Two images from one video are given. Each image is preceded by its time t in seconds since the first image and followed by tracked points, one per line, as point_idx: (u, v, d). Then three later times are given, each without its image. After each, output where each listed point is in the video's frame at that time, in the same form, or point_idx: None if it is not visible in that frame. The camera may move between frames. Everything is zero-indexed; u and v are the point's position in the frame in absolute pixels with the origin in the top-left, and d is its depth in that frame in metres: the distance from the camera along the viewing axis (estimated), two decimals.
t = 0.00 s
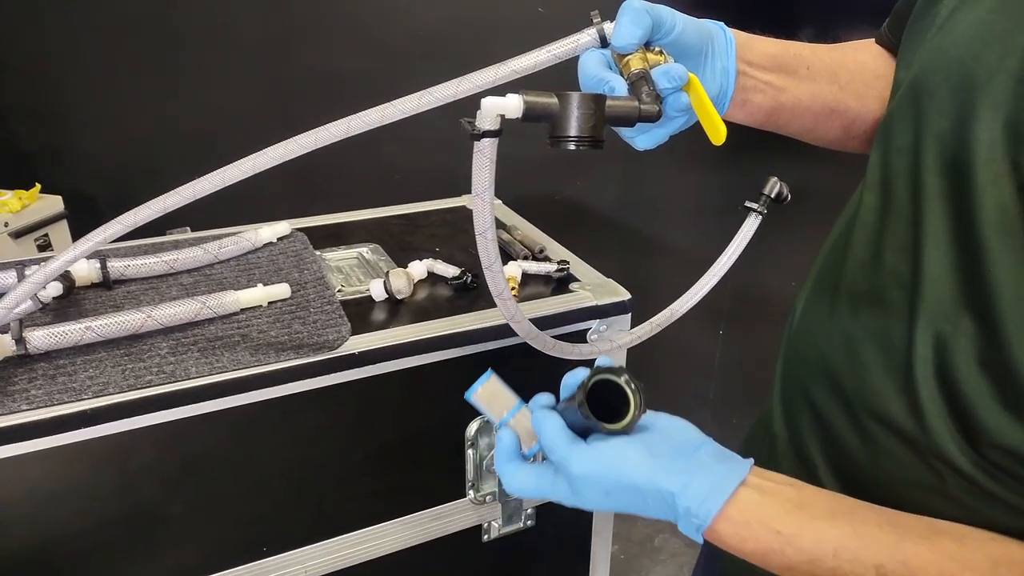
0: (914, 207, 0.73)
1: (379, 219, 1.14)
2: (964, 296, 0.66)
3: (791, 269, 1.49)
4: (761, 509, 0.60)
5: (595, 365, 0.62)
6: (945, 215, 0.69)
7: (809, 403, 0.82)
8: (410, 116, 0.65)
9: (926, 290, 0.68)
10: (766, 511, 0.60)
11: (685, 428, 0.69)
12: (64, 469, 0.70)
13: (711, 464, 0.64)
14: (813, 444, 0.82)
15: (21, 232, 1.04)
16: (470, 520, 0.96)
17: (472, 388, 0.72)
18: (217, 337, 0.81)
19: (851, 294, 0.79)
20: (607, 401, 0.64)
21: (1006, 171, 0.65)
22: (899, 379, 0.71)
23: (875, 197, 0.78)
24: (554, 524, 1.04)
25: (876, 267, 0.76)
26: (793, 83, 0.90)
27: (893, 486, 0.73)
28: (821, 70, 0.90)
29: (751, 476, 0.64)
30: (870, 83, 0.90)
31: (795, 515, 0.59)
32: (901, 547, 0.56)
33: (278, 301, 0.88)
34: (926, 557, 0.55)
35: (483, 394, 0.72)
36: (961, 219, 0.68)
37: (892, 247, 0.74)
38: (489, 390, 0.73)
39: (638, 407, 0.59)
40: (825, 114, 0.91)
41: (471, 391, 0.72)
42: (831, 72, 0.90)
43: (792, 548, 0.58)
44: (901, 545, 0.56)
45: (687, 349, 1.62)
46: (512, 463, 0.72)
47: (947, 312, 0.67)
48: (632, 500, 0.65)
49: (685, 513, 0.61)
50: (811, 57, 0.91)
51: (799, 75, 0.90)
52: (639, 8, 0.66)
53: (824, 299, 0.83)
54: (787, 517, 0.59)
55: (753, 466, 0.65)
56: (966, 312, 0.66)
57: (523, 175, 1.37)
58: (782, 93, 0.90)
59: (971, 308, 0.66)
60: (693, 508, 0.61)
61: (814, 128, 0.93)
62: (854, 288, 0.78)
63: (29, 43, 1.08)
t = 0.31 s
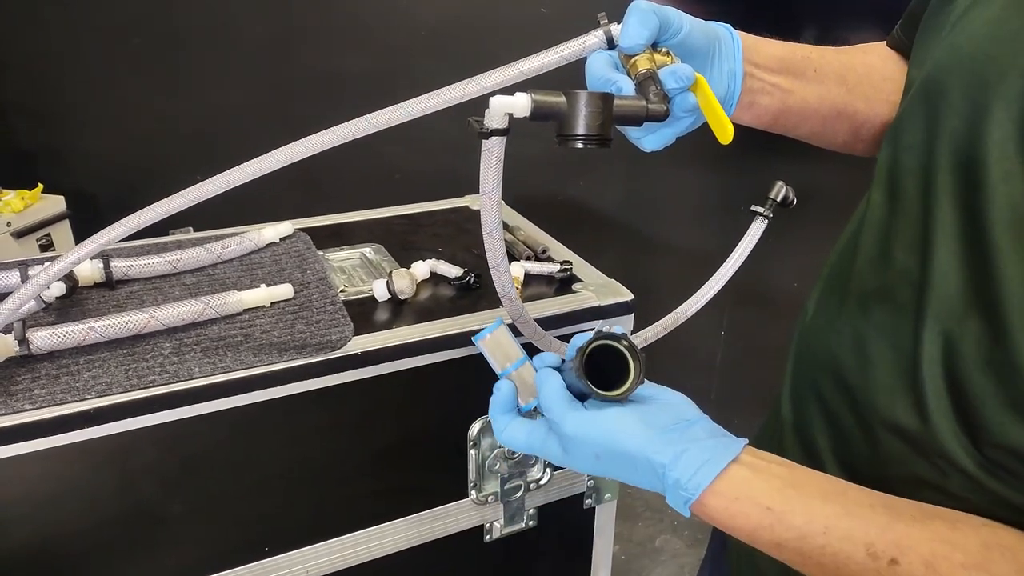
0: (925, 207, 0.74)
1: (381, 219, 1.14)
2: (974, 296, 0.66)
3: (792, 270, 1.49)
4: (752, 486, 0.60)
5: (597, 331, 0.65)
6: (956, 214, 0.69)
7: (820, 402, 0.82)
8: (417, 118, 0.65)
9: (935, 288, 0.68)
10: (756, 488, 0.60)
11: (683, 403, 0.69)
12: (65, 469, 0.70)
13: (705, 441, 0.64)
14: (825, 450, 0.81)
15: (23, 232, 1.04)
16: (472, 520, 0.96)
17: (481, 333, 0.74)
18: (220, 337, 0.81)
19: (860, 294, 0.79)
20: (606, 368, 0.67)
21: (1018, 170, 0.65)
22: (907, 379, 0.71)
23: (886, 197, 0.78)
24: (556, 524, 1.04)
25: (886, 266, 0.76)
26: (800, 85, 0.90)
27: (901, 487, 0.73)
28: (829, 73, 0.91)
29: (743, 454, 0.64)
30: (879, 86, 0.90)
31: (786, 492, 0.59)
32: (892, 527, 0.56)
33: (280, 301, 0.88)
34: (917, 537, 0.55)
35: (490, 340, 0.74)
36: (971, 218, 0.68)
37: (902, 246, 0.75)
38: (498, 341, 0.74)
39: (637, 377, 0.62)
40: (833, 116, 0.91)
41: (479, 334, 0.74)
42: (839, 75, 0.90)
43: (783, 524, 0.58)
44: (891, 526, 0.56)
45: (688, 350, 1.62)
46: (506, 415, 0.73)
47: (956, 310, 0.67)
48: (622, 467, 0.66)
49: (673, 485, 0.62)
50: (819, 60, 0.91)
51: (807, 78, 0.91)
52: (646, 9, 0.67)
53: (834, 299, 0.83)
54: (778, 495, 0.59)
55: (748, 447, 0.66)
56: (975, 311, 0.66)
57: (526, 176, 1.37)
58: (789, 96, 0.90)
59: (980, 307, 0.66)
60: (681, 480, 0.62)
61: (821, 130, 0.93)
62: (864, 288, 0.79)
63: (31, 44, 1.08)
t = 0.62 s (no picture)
0: (931, 205, 0.73)
1: (381, 218, 1.14)
2: (980, 294, 0.66)
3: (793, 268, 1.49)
4: (749, 475, 0.61)
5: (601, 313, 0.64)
6: (961, 212, 0.69)
7: (825, 402, 0.82)
8: (418, 115, 0.65)
9: (941, 287, 0.68)
10: (752, 477, 0.60)
11: (684, 390, 0.69)
12: (67, 469, 0.70)
13: (703, 431, 0.64)
14: (829, 448, 0.81)
15: (24, 232, 1.04)
16: (474, 519, 0.96)
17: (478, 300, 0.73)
18: (221, 336, 0.81)
19: (864, 293, 0.79)
20: (607, 349, 0.67)
21: None
22: (912, 378, 0.71)
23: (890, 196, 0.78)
24: (557, 523, 1.04)
25: (890, 265, 0.76)
26: (801, 83, 0.91)
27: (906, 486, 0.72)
28: (830, 70, 0.90)
29: (740, 443, 0.65)
30: (881, 83, 0.90)
31: (782, 482, 0.59)
32: (887, 517, 0.56)
33: (281, 300, 0.88)
34: (914, 528, 0.55)
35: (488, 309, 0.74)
36: (977, 216, 0.68)
37: (908, 244, 0.75)
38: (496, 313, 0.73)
39: (638, 363, 0.62)
40: (834, 114, 0.91)
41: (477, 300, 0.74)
42: (841, 72, 0.90)
43: (777, 513, 0.58)
44: (886, 516, 0.56)
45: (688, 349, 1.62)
46: (499, 386, 0.74)
47: (962, 309, 0.67)
48: (616, 450, 0.67)
49: (667, 472, 0.63)
50: (820, 58, 0.91)
51: (808, 75, 0.91)
52: (648, 6, 0.66)
53: (839, 298, 0.83)
54: (774, 484, 0.59)
55: (748, 437, 0.66)
56: (981, 309, 0.66)
57: (526, 175, 1.37)
58: (790, 93, 0.90)
59: (985, 305, 0.66)
60: (674, 468, 0.62)
61: (823, 128, 0.92)
62: (869, 287, 0.79)
63: (30, 44, 1.08)
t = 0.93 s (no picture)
0: (930, 199, 0.73)
1: (378, 210, 1.13)
2: (978, 288, 0.66)
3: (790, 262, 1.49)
4: (743, 463, 0.61)
5: (597, 299, 0.64)
6: (960, 205, 0.69)
7: (820, 396, 0.82)
8: (414, 103, 0.65)
9: (939, 280, 0.68)
10: (745, 465, 0.60)
11: (678, 379, 0.68)
12: (62, 460, 0.70)
13: (697, 419, 0.64)
14: (824, 441, 0.81)
15: (19, 223, 1.03)
16: (470, 511, 0.96)
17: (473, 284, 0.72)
18: (216, 327, 0.81)
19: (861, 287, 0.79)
20: (601, 337, 0.66)
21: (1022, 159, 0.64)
22: (909, 372, 0.71)
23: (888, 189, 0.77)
24: (553, 515, 1.04)
25: (888, 259, 0.76)
26: (799, 72, 0.90)
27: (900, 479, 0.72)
28: (829, 60, 0.90)
29: (733, 433, 0.64)
30: (880, 72, 0.90)
31: (775, 471, 0.59)
32: (881, 506, 0.56)
33: (277, 291, 0.88)
34: (907, 517, 0.55)
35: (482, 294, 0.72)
36: (976, 209, 0.68)
37: (906, 236, 0.74)
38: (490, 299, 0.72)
39: (633, 350, 0.62)
40: (832, 103, 0.91)
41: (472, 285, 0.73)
42: (840, 61, 0.90)
43: (771, 501, 0.58)
44: (880, 505, 0.56)
45: (685, 343, 1.62)
46: (490, 371, 0.74)
47: (959, 303, 0.67)
48: (609, 437, 0.66)
49: (661, 460, 0.62)
50: (819, 47, 0.91)
51: (807, 64, 0.90)
52: None
53: (835, 291, 0.83)
54: (767, 472, 0.59)
55: (740, 425, 0.65)
56: (978, 303, 0.66)
57: (523, 168, 1.36)
58: (788, 82, 0.90)
59: (982, 299, 0.65)
60: (668, 456, 0.62)
61: (821, 118, 0.92)
62: (866, 280, 0.78)
63: (25, 35, 1.07)
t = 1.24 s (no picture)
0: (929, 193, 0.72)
1: (373, 207, 1.12)
2: (977, 281, 0.65)
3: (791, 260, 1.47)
4: (744, 440, 0.59)
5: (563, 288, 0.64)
6: (959, 197, 0.68)
7: (817, 393, 0.81)
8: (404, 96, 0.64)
9: (937, 274, 0.67)
10: (746, 443, 0.59)
11: (665, 357, 0.69)
12: (52, 461, 0.69)
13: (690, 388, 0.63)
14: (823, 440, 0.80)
15: (14, 223, 1.02)
16: (466, 511, 0.95)
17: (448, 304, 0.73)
18: (208, 326, 0.80)
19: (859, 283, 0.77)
20: (581, 328, 0.65)
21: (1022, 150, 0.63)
22: (907, 369, 0.70)
23: (885, 183, 0.76)
24: (550, 515, 1.03)
25: (886, 253, 0.75)
26: (797, 65, 0.89)
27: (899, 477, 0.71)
28: (826, 52, 0.89)
29: (730, 406, 0.63)
30: (877, 65, 0.89)
31: (776, 449, 0.58)
32: (883, 491, 0.55)
33: (269, 290, 0.87)
34: (909, 503, 0.54)
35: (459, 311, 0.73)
36: (975, 201, 0.67)
37: (904, 229, 0.73)
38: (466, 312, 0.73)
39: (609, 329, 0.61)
40: (831, 97, 0.89)
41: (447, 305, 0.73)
42: (837, 54, 0.89)
43: (772, 480, 0.56)
44: (883, 490, 0.55)
45: (686, 341, 1.61)
46: (478, 390, 0.72)
47: (958, 297, 0.65)
48: (608, 423, 0.65)
49: (662, 435, 0.61)
50: (817, 40, 0.89)
51: (805, 57, 0.89)
52: None
53: (833, 286, 0.82)
54: (769, 451, 0.58)
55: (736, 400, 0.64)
56: (977, 297, 0.64)
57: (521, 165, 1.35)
58: (785, 75, 0.89)
59: (981, 293, 0.64)
60: (668, 429, 0.61)
61: (819, 112, 0.91)
62: (863, 276, 0.77)
63: (19, 32, 1.06)
